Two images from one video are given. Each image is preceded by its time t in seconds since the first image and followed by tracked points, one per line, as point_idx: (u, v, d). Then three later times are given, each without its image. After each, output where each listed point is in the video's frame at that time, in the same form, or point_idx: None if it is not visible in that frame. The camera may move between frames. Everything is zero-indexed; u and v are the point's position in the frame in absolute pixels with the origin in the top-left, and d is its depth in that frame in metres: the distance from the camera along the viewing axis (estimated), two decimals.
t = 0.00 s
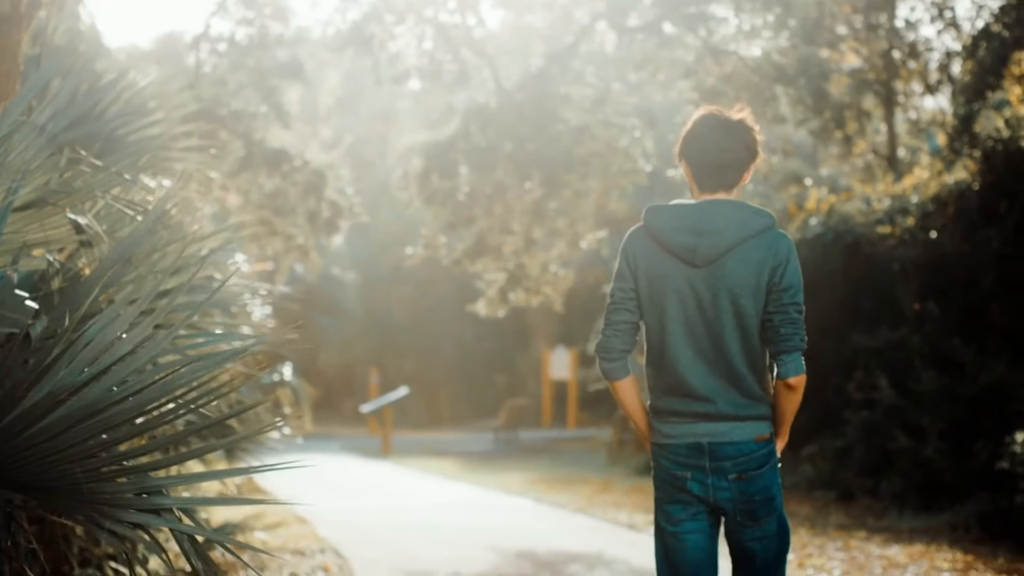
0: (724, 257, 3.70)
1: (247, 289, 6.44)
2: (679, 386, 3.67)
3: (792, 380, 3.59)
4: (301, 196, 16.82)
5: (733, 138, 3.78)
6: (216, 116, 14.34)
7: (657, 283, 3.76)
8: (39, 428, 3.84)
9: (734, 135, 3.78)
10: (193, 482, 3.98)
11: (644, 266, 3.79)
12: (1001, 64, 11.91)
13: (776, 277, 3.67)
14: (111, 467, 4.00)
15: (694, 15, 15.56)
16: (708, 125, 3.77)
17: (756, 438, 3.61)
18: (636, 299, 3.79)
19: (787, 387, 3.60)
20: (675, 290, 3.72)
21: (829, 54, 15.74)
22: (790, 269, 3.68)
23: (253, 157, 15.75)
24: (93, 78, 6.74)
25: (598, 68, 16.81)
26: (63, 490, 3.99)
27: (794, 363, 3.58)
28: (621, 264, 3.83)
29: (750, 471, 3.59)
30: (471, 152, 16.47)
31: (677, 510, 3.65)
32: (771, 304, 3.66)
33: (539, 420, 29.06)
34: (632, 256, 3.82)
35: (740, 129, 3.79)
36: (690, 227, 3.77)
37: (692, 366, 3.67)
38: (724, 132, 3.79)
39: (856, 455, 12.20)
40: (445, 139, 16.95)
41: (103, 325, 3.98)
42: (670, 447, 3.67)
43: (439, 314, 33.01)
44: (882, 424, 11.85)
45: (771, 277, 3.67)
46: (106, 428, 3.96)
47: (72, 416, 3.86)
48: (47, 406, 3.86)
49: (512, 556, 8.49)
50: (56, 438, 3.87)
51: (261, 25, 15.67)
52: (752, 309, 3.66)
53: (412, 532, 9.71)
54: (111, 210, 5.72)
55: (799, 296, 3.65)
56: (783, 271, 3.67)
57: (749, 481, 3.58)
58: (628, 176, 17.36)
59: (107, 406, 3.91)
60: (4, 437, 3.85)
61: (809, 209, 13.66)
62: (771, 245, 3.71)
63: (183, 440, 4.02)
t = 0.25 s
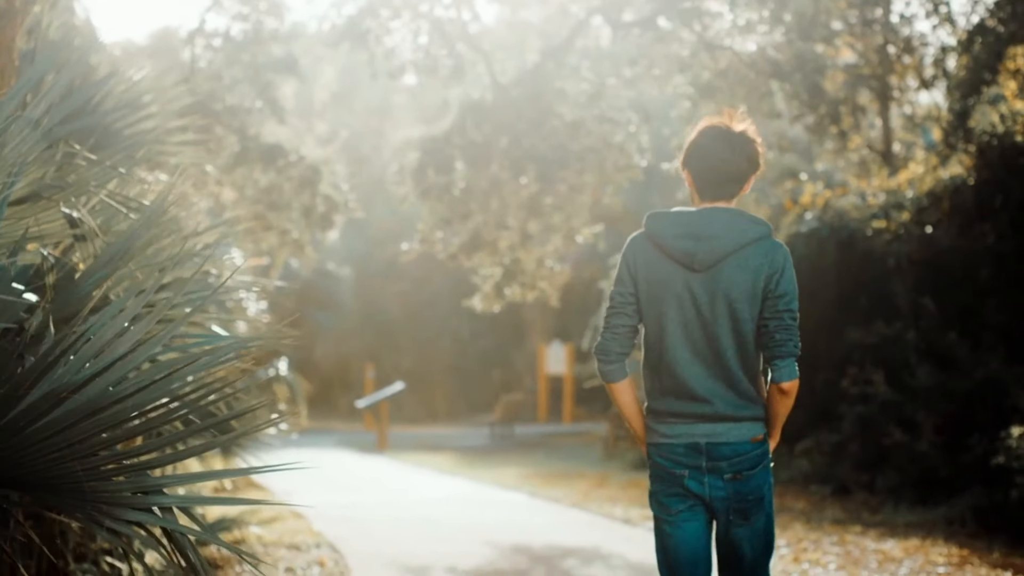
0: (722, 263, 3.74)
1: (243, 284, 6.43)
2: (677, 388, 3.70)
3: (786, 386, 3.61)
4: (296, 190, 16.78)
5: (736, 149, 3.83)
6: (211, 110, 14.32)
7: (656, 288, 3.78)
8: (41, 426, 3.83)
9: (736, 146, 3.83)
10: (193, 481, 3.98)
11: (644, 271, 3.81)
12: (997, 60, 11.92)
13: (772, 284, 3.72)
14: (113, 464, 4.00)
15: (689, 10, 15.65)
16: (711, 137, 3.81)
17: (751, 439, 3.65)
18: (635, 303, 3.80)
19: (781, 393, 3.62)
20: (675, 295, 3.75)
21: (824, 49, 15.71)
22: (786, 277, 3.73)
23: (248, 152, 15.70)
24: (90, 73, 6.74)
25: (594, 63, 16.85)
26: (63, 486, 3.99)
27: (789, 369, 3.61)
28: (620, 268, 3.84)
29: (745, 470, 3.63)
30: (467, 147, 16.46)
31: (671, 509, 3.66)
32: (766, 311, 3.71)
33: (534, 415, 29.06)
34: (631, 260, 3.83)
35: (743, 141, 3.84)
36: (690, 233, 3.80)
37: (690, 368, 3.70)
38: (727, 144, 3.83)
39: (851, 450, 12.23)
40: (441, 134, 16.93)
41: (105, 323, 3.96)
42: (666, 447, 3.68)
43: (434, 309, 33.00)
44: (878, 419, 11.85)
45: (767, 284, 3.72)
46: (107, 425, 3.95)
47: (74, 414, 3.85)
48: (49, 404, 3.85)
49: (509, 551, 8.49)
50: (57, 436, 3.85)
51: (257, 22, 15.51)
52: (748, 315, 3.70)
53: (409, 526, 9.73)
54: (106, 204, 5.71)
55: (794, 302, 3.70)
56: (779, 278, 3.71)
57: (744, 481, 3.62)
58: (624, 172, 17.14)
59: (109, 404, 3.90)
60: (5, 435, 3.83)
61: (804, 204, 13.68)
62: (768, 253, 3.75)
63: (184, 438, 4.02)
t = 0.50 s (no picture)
0: (726, 274, 3.64)
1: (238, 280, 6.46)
2: (679, 396, 3.58)
3: (788, 397, 3.54)
4: (291, 182, 16.73)
5: (737, 161, 3.73)
6: (206, 101, 14.27)
7: (660, 297, 3.67)
8: (39, 421, 3.82)
9: (738, 158, 3.73)
10: (191, 474, 3.99)
11: (647, 279, 3.70)
12: (992, 51, 11.89)
13: (774, 297, 3.63)
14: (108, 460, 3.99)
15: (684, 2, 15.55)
16: (715, 150, 3.71)
17: (748, 446, 3.57)
18: (637, 311, 3.69)
19: (783, 404, 3.55)
20: (677, 304, 3.64)
21: (820, 40, 15.64)
22: (788, 289, 3.65)
23: (243, 143, 15.63)
24: (82, 64, 6.70)
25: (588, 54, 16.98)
26: (57, 485, 3.96)
27: (790, 380, 3.55)
28: (623, 275, 3.72)
29: (741, 478, 3.54)
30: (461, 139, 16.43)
31: (665, 514, 3.54)
32: (767, 324, 3.62)
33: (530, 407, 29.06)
34: (634, 267, 3.72)
35: (746, 155, 3.75)
36: (694, 243, 3.70)
37: (692, 377, 3.59)
38: (728, 156, 3.74)
39: (847, 442, 12.24)
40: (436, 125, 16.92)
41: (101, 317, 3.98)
42: (665, 452, 3.57)
43: (429, 299, 33.00)
44: (873, 410, 11.82)
45: (768, 297, 3.63)
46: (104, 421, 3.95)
47: (71, 409, 3.85)
48: (49, 399, 3.86)
49: (504, 542, 8.48)
50: (56, 430, 3.85)
51: (253, 12, 15.47)
52: (749, 326, 3.61)
53: (405, 518, 9.72)
54: (99, 195, 5.70)
55: (794, 316, 3.63)
56: (782, 291, 3.63)
57: (740, 489, 3.53)
58: (617, 163, 17.21)
59: (107, 397, 3.91)
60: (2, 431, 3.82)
61: (799, 195, 13.67)
62: (769, 265, 3.67)
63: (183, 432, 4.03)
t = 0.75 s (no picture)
0: (736, 278, 3.91)
1: (236, 273, 6.45)
2: (688, 391, 3.86)
3: (792, 397, 3.87)
4: (288, 175, 16.68)
5: (742, 169, 3.98)
6: (203, 94, 14.22)
7: (673, 295, 3.93)
8: (37, 414, 3.84)
9: (746, 168, 3.98)
10: (186, 470, 3.99)
11: (661, 277, 3.95)
12: (989, 44, 11.89)
13: (781, 301, 3.92)
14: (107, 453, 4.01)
15: None
16: (716, 154, 3.95)
17: (749, 441, 3.87)
18: (651, 307, 3.94)
19: (785, 403, 3.88)
20: (690, 302, 3.91)
21: (816, 34, 15.61)
22: (793, 295, 3.94)
23: (240, 137, 15.62)
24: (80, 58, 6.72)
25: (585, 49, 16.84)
26: (54, 477, 3.97)
27: (793, 381, 3.88)
28: (638, 271, 3.97)
29: (743, 471, 3.84)
30: (458, 132, 16.44)
31: (672, 505, 3.82)
32: (772, 326, 3.92)
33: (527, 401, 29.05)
34: (648, 265, 3.97)
35: (748, 160, 4.00)
36: (706, 245, 3.95)
37: (701, 374, 3.86)
38: (734, 163, 3.98)
39: (843, 436, 12.28)
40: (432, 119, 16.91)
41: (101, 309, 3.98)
42: (673, 447, 3.85)
43: (426, 293, 33.00)
44: (869, 404, 11.81)
45: (776, 302, 3.92)
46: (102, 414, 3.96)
47: (70, 402, 3.87)
48: (46, 391, 3.86)
49: (502, 535, 8.50)
50: (53, 422, 3.86)
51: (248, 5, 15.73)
52: (757, 328, 3.90)
53: (403, 511, 9.76)
54: (96, 188, 5.72)
55: (799, 321, 3.93)
56: (788, 296, 3.92)
57: (742, 481, 3.83)
58: (614, 157, 17.33)
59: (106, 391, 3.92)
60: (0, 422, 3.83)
61: (796, 189, 13.70)
62: (778, 271, 3.96)
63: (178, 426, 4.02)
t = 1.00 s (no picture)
0: (742, 262, 3.97)
1: (234, 266, 6.44)
2: (698, 374, 3.90)
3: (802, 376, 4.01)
4: (286, 168, 16.67)
5: (734, 154, 4.03)
6: (201, 88, 14.19)
7: (681, 280, 3.95)
8: (34, 407, 3.83)
9: (739, 153, 4.03)
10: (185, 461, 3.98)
11: (668, 263, 3.97)
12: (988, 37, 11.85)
13: (785, 283, 4.00)
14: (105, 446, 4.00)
15: None
16: (709, 143, 4.01)
17: (750, 420, 3.93)
18: (660, 292, 3.95)
19: (796, 380, 4.01)
20: (699, 288, 3.94)
21: (814, 28, 15.52)
22: (795, 278, 4.03)
23: (238, 130, 15.59)
24: (79, 50, 6.71)
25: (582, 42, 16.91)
26: (51, 470, 3.96)
27: (802, 360, 4.01)
28: (646, 257, 3.97)
29: (747, 448, 3.90)
30: (457, 126, 16.46)
31: (677, 484, 3.86)
32: (775, 308, 4.00)
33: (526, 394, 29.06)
34: (655, 251, 3.97)
35: (739, 144, 4.05)
36: (711, 230, 3.98)
37: (711, 358, 3.91)
38: (726, 149, 4.03)
39: (841, 430, 12.30)
40: (431, 112, 16.91)
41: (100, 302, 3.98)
42: (679, 427, 3.88)
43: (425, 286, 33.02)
44: (867, 397, 11.85)
45: (778, 283, 4.00)
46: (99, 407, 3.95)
47: (67, 395, 3.86)
48: (42, 384, 3.86)
49: (501, 529, 8.51)
50: (49, 415, 3.86)
51: None
52: (763, 311, 3.97)
53: (402, 504, 9.78)
54: (95, 180, 5.72)
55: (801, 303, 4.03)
56: (791, 279, 4.01)
57: (746, 459, 3.89)
58: (613, 150, 17.15)
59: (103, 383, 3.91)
60: None
61: (795, 182, 13.75)
62: (778, 253, 4.03)
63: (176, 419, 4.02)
